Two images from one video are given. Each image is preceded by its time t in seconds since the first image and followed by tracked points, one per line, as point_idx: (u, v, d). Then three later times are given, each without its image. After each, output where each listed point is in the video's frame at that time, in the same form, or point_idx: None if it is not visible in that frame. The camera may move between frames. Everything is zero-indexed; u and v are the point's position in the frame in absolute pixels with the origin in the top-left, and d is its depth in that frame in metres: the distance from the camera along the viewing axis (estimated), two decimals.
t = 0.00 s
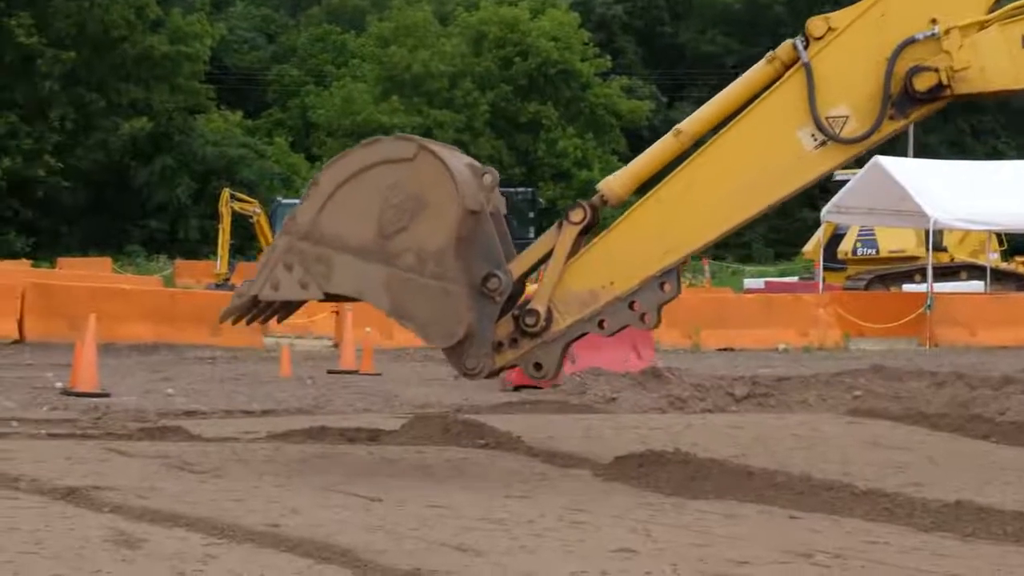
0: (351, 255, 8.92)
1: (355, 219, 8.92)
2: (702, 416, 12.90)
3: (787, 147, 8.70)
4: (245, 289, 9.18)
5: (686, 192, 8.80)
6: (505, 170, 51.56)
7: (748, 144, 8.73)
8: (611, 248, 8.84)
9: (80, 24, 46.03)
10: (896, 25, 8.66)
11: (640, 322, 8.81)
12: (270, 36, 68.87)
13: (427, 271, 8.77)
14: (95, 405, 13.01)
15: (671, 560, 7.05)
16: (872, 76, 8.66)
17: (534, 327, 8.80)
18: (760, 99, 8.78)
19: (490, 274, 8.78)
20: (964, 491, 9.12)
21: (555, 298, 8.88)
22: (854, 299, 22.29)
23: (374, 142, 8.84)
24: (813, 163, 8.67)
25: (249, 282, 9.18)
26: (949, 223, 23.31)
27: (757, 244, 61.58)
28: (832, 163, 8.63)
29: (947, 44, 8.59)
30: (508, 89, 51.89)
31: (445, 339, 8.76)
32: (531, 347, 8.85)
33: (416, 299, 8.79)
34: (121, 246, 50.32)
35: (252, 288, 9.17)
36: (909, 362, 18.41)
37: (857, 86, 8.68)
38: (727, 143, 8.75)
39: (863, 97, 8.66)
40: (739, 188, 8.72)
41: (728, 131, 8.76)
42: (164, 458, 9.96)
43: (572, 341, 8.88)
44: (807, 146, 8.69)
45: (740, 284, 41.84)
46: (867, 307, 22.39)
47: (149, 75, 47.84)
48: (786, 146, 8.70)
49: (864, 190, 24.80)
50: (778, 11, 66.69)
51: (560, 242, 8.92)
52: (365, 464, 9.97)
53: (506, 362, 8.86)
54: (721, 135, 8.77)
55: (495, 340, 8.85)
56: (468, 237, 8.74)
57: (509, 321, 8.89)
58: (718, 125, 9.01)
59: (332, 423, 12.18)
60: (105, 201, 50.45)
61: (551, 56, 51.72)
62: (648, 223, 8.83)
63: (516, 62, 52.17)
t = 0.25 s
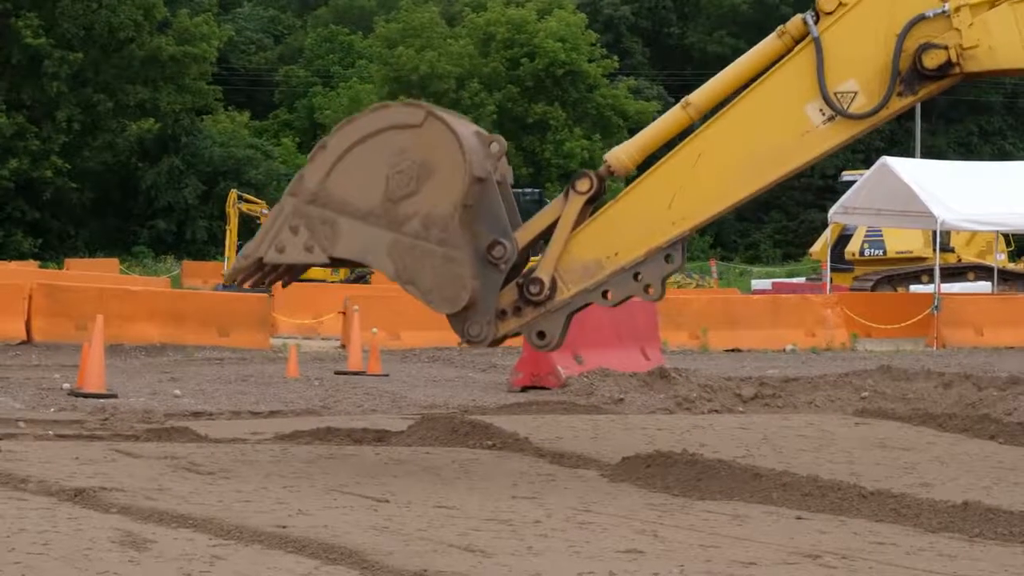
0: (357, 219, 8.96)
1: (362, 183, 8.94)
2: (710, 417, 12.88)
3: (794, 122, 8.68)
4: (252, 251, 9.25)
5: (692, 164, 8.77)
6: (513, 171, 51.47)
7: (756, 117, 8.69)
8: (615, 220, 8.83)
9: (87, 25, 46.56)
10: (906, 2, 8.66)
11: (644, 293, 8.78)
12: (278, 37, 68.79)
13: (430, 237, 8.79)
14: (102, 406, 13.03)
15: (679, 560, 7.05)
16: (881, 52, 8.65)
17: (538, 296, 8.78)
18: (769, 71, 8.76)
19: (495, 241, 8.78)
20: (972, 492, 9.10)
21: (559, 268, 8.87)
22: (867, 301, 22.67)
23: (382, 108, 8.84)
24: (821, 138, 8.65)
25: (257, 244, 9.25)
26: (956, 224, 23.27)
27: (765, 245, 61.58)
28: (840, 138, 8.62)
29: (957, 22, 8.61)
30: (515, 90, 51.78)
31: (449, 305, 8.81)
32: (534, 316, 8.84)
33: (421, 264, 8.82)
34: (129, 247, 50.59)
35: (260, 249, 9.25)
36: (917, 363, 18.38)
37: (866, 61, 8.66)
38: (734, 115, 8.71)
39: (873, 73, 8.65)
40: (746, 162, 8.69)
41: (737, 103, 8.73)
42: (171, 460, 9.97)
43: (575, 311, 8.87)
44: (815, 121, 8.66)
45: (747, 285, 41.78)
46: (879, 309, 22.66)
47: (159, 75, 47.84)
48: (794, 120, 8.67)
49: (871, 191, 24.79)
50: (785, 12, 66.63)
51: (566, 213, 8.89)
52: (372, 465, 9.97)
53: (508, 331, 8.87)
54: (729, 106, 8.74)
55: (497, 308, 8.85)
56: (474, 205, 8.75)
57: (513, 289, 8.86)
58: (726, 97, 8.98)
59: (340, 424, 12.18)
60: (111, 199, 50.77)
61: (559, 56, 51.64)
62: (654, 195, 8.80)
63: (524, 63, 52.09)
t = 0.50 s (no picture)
0: (360, 184, 8.78)
1: (366, 147, 8.75)
2: (714, 417, 12.88)
3: (800, 96, 8.65)
4: (251, 214, 9.01)
5: (697, 135, 8.72)
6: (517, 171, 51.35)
7: (761, 90, 8.67)
8: (618, 189, 8.74)
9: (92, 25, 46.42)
10: None
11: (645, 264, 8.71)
12: (282, 37, 68.79)
13: (433, 204, 8.64)
14: (106, 407, 13.03)
15: (683, 561, 7.05)
16: (888, 27, 8.63)
17: (540, 265, 8.69)
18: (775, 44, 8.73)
19: (496, 210, 8.67)
20: (976, 493, 9.09)
21: (561, 237, 8.78)
22: (869, 301, 22.65)
23: (388, 73, 8.65)
24: (826, 112, 8.63)
25: (256, 207, 9.02)
26: (961, 224, 23.25)
27: (769, 246, 61.44)
28: (845, 112, 8.60)
29: None
30: (519, 90, 51.63)
31: (449, 272, 8.69)
32: (534, 285, 8.76)
33: (423, 231, 8.67)
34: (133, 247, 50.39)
35: (260, 212, 9.01)
36: (921, 363, 18.36)
37: (872, 37, 8.64)
38: (739, 87, 8.68)
39: (879, 48, 8.63)
40: (751, 134, 8.66)
41: (744, 75, 8.68)
42: (175, 460, 9.97)
43: (575, 281, 8.78)
44: (820, 95, 8.64)
45: (751, 285, 41.73)
46: (884, 308, 22.64)
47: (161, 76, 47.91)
48: (799, 95, 8.65)
49: (875, 192, 24.79)
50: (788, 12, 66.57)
51: (569, 181, 8.80)
52: (376, 466, 9.96)
53: (508, 299, 8.79)
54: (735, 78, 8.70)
55: (498, 276, 8.76)
56: (478, 172, 8.61)
57: (514, 258, 8.76)
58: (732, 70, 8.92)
59: (344, 425, 12.18)
60: (114, 200, 50.80)
61: (562, 56, 51.52)
62: (658, 166, 8.74)
63: (527, 63, 51.97)
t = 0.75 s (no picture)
0: (362, 161, 8.56)
1: (368, 124, 8.54)
2: (715, 417, 12.86)
3: (803, 79, 8.60)
4: (250, 191, 8.67)
5: (699, 117, 8.65)
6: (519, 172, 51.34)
7: (765, 72, 8.61)
8: (619, 171, 8.64)
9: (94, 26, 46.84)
10: None
11: (646, 245, 8.59)
12: (285, 38, 68.76)
13: (436, 181, 8.49)
14: (108, 407, 13.03)
15: (685, 561, 7.04)
16: (892, 11, 8.58)
17: (541, 245, 8.55)
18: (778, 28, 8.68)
19: (499, 188, 8.53)
20: (979, 493, 9.07)
21: (562, 217, 8.64)
22: (872, 302, 22.53)
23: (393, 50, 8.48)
24: (830, 96, 8.58)
25: (253, 183, 8.68)
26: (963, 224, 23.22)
27: (771, 245, 61.92)
28: (849, 96, 8.55)
29: None
30: (521, 91, 51.58)
31: (452, 250, 8.51)
32: (536, 266, 8.58)
33: (426, 209, 8.51)
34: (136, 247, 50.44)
35: (259, 189, 8.67)
36: (923, 363, 18.36)
37: (875, 23, 8.61)
38: (743, 70, 8.62)
39: (882, 33, 8.59)
40: (755, 116, 8.60)
41: (748, 58, 8.63)
42: (177, 461, 9.97)
43: (576, 262, 8.64)
44: (823, 79, 8.59)
45: (754, 285, 41.73)
46: (886, 309, 22.56)
47: (164, 76, 47.94)
48: (802, 78, 8.60)
49: (877, 192, 24.80)
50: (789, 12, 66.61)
51: (572, 161, 8.69)
52: (378, 466, 9.94)
53: (509, 279, 8.60)
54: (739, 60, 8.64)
55: (499, 256, 8.59)
56: (480, 151, 8.46)
57: (514, 238, 8.60)
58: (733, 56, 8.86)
59: (346, 425, 12.18)
60: (116, 200, 50.75)
61: (564, 57, 51.54)
62: (660, 147, 8.65)
63: (529, 64, 51.95)
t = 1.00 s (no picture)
0: (363, 137, 8.43)
1: (369, 101, 8.43)
2: (716, 419, 12.85)
3: (806, 63, 8.60)
4: (251, 165, 8.56)
5: (701, 100, 8.60)
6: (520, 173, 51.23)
7: (768, 56, 8.59)
8: (622, 152, 8.56)
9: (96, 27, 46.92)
10: None
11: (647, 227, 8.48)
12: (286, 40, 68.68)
13: (437, 160, 8.36)
14: (110, 409, 13.02)
15: (686, 563, 7.04)
16: None
17: (542, 225, 8.43)
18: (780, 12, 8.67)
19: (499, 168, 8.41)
20: (980, 495, 9.06)
21: (562, 197, 8.52)
22: (872, 303, 22.64)
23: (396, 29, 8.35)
24: (833, 80, 8.57)
25: (255, 158, 8.58)
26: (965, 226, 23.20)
27: (773, 247, 62.27)
28: (852, 81, 8.56)
29: None
30: (522, 93, 51.47)
31: (451, 228, 8.39)
32: (536, 245, 8.46)
33: (426, 187, 8.37)
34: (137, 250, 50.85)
35: (260, 164, 8.56)
36: (924, 365, 18.34)
37: (878, 7, 8.62)
38: (745, 53, 8.61)
39: (885, 17, 8.60)
40: (757, 99, 8.57)
41: (750, 42, 8.62)
42: (178, 463, 9.97)
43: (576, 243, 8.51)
44: (826, 64, 8.59)
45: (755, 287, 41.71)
46: (886, 311, 22.64)
47: (165, 77, 48.65)
48: (805, 62, 8.59)
49: (879, 194, 24.80)
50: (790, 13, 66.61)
51: (572, 142, 8.60)
52: (378, 469, 9.94)
53: (509, 259, 8.46)
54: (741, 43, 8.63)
55: (500, 235, 8.45)
56: (481, 131, 8.36)
57: (514, 217, 8.47)
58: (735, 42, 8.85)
59: (348, 427, 12.18)
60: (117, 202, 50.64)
61: (566, 58, 51.47)
62: (661, 128, 8.59)
63: (530, 66, 51.87)
